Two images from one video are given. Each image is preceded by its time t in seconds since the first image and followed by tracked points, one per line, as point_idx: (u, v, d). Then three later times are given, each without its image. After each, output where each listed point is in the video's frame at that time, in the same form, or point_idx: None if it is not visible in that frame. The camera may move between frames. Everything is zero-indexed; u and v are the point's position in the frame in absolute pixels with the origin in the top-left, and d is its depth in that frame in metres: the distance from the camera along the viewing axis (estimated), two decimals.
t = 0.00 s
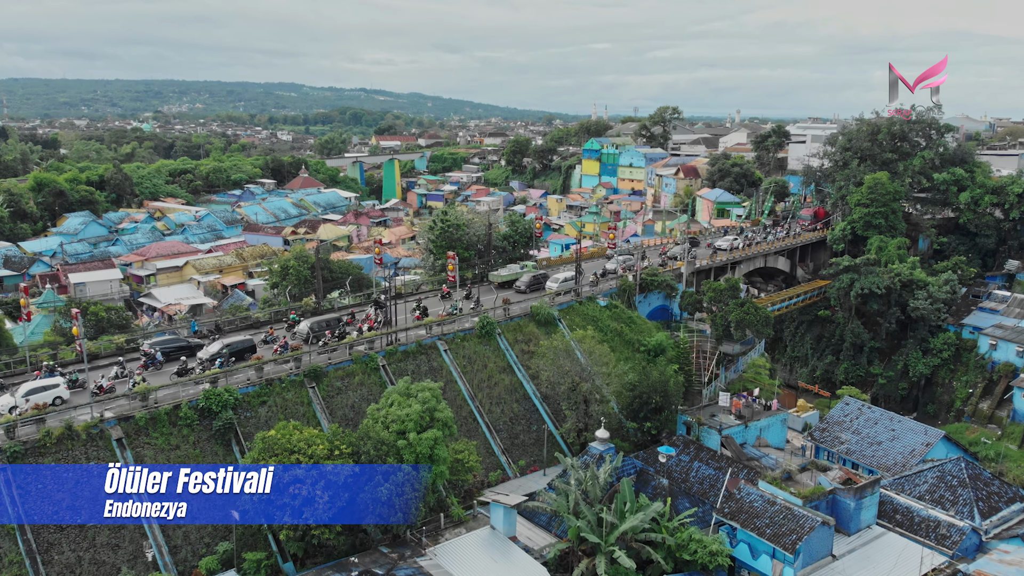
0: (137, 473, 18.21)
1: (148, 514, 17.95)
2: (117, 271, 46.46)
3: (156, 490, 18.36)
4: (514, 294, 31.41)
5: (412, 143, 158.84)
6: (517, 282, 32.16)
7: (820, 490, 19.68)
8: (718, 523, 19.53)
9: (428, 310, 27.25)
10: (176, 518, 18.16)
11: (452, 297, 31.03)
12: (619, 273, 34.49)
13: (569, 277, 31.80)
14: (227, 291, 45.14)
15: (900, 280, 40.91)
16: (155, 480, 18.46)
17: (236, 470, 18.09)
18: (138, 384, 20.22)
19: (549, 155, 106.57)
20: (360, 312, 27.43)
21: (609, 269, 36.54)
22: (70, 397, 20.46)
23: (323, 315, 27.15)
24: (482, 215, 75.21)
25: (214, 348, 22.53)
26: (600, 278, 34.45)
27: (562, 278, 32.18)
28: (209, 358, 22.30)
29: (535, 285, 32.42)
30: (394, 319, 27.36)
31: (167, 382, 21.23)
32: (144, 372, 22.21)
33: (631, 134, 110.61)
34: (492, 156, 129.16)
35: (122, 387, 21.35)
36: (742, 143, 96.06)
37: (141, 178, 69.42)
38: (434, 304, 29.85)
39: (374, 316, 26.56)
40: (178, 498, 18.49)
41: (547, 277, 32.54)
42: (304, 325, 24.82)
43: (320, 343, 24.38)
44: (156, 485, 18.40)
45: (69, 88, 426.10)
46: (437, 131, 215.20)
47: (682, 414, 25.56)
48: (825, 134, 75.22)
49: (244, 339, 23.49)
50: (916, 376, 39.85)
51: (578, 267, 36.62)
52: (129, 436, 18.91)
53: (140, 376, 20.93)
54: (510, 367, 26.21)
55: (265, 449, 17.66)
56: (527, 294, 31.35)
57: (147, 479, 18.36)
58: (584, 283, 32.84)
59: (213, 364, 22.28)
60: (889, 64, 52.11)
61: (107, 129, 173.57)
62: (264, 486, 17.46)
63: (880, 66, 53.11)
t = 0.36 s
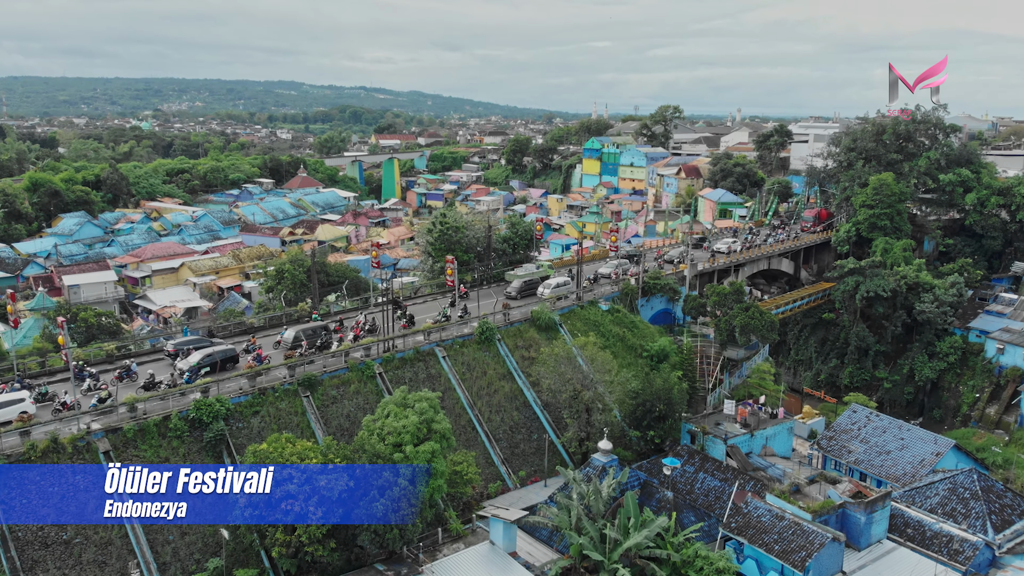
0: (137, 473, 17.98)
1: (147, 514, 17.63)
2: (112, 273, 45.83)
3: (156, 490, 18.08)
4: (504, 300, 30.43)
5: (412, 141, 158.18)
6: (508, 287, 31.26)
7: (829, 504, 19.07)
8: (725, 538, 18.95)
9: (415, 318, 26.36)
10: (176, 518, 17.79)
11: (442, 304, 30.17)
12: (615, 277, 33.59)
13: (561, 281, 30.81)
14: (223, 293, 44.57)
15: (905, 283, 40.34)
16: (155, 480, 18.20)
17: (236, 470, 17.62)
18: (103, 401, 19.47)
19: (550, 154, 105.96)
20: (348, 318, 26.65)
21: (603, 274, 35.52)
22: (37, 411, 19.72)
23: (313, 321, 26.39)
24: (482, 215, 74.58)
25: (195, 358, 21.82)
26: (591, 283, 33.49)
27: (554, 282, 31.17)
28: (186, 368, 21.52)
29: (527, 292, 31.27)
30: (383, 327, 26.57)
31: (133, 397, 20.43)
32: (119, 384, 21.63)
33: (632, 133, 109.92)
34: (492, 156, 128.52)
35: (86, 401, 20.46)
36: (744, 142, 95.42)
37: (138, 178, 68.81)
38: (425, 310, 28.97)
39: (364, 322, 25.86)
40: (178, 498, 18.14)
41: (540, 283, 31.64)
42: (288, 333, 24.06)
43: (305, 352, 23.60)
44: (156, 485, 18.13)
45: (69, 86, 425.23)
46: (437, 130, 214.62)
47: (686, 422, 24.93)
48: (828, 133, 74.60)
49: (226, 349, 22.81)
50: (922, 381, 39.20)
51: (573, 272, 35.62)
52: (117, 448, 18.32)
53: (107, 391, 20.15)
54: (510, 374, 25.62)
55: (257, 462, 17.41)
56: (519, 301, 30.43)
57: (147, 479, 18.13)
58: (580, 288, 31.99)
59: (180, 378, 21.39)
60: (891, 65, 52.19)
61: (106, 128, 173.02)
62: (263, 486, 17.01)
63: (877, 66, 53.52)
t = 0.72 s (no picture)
0: (137, 473, 17.73)
1: (147, 514, 17.42)
2: (106, 274, 45.23)
3: (157, 490, 17.85)
4: (496, 306, 29.46)
5: (412, 140, 157.36)
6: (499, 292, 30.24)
7: (839, 518, 18.48)
8: (732, 554, 18.34)
9: (401, 326, 25.30)
10: (175, 518, 17.52)
11: (431, 308, 29.21)
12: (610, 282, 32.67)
13: (553, 285, 29.78)
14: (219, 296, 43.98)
15: (912, 285, 39.61)
16: (155, 480, 17.98)
17: (237, 469, 17.40)
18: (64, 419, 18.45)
19: (550, 153, 105.31)
20: (336, 324, 25.83)
21: (598, 278, 34.46)
22: None
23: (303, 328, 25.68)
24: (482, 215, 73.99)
25: (173, 369, 21.00)
26: (586, 287, 32.51)
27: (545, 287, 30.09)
28: (159, 380, 20.56)
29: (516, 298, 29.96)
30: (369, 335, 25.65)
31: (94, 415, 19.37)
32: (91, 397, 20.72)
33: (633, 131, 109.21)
34: (492, 154, 127.86)
35: (45, 418, 19.46)
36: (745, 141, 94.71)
37: (134, 177, 68.20)
38: (415, 316, 28.08)
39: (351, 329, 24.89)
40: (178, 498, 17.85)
41: (532, 288, 30.66)
42: (273, 342, 23.26)
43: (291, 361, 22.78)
44: (156, 485, 17.90)
45: (68, 83, 424.09)
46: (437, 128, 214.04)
47: (690, 430, 24.33)
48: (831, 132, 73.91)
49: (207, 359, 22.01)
50: (928, 385, 38.60)
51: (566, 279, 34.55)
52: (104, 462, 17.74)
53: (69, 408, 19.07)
54: (510, 381, 25.01)
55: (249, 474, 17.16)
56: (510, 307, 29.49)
57: (147, 479, 17.90)
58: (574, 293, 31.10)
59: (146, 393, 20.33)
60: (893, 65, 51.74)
61: (105, 126, 172.62)
62: (263, 486, 16.72)
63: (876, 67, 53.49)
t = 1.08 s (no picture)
0: (137, 472, 17.50)
1: (147, 514, 17.17)
2: (101, 277, 44.63)
3: (157, 490, 17.55)
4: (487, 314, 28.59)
5: (411, 139, 156.54)
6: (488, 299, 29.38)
7: (850, 534, 17.86)
8: (740, 570, 17.62)
9: (386, 335, 24.34)
10: (175, 518, 17.31)
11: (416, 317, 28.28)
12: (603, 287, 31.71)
13: (546, 291, 28.89)
14: (215, 298, 43.43)
15: (918, 288, 38.96)
16: (155, 480, 17.67)
17: (237, 469, 17.80)
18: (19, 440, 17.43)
19: (550, 151, 104.58)
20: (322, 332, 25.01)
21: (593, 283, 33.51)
22: None
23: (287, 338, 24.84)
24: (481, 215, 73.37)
25: (149, 382, 20.35)
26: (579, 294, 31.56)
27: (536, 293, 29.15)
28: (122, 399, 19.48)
29: (506, 305, 29.21)
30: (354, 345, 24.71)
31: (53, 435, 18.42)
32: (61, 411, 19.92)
33: (634, 130, 108.53)
34: (492, 153, 127.15)
35: None
36: (747, 140, 94.10)
37: (131, 177, 67.56)
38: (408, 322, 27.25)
39: (338, 337, 24.16)
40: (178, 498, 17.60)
41: (523, 294, 29.79)
42: (254, 351, 22.37)
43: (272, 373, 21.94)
44: (156, 485, 17.61)
45: (67, 82, 423.16)
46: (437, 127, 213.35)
47: (695, 439, 23.76)
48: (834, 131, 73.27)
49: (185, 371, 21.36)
50: (934, 389, 38.01)
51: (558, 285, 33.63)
52: (90, 476, 17.07)
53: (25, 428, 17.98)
54: (510, 390, 24.38)
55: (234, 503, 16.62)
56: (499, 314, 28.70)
57: (147, 479, 17.61)
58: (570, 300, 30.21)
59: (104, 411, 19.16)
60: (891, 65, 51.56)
61: (103, 125, 171.68)
62: (264, 486, 16.93)
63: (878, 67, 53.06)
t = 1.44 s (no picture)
0: (137, 473, 17.12)
1: (147, 515, 16.85)
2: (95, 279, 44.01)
3: (156, 490, 17.19)
4: (476, 323, 27.59)
5: (411, 137, 155.79)
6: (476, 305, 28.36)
7: (860, 550, 17.21)
8: None
9: (370, 346, 23.32)
10: (175, 519, 17.00)
11: (395, 327, 27.08)
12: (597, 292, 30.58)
13: (537, 297, 27.75)
14: (211, 300, 42.80)
15: (925, 291, 38.29)
16: (155, 480, 17.29)
17: (236, 468, 18.11)
18: None
19: (551, 150, 103.82)
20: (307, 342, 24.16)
21: (587, 289, 32.41)
22: None
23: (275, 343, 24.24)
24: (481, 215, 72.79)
25: (122, 397, 19.43)
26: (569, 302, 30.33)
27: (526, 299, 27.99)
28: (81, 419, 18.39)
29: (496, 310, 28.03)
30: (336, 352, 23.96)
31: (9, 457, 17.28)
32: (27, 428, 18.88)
33: (635, 129, 107.89)
34: (492, 152, 126.41)
35: None
36: (749, 139, 93.48)
37: (127, 177, 66.90)
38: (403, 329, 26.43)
39: (322, 345, 23.40)
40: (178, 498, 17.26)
41: (512, 300, 28.76)
42: (232, 363, 21.64)
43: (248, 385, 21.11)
44: (156, 485, 17.24)
45: (67, 80, 422.34)
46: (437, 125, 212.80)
47: (700, 450, 23.17)
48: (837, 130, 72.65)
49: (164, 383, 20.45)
50: (941, 394, 37.39)
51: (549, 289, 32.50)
52: (74, 492, 16.51)
53: None
54: (510, 398, 23.74)
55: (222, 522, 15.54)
56: (487, 322, 27.71)
57: (147, 479, 17.23)
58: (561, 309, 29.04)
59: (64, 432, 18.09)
60: (891, 64, 51.18)
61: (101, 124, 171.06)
62: (263, 484, 17.97)
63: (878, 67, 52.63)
